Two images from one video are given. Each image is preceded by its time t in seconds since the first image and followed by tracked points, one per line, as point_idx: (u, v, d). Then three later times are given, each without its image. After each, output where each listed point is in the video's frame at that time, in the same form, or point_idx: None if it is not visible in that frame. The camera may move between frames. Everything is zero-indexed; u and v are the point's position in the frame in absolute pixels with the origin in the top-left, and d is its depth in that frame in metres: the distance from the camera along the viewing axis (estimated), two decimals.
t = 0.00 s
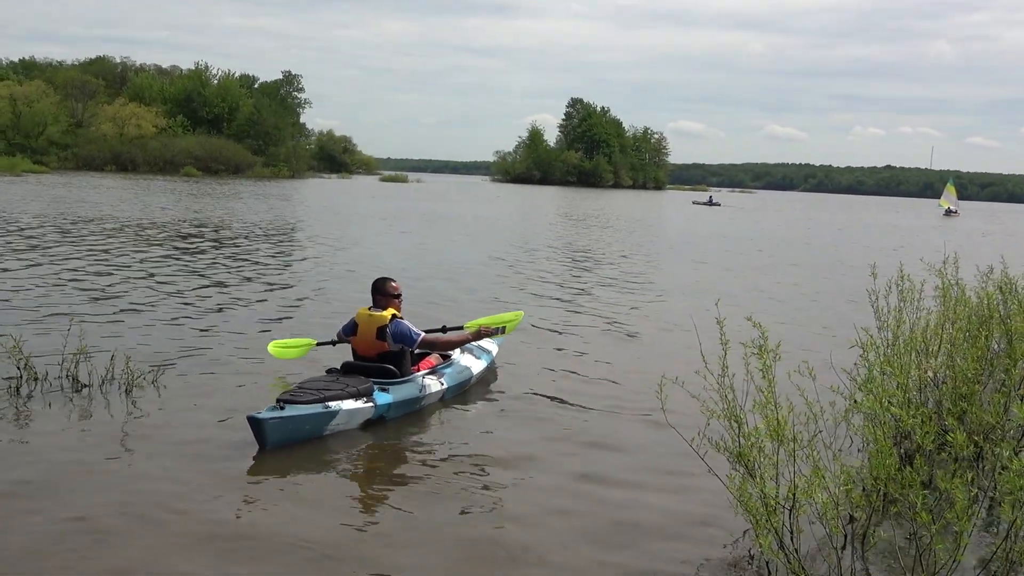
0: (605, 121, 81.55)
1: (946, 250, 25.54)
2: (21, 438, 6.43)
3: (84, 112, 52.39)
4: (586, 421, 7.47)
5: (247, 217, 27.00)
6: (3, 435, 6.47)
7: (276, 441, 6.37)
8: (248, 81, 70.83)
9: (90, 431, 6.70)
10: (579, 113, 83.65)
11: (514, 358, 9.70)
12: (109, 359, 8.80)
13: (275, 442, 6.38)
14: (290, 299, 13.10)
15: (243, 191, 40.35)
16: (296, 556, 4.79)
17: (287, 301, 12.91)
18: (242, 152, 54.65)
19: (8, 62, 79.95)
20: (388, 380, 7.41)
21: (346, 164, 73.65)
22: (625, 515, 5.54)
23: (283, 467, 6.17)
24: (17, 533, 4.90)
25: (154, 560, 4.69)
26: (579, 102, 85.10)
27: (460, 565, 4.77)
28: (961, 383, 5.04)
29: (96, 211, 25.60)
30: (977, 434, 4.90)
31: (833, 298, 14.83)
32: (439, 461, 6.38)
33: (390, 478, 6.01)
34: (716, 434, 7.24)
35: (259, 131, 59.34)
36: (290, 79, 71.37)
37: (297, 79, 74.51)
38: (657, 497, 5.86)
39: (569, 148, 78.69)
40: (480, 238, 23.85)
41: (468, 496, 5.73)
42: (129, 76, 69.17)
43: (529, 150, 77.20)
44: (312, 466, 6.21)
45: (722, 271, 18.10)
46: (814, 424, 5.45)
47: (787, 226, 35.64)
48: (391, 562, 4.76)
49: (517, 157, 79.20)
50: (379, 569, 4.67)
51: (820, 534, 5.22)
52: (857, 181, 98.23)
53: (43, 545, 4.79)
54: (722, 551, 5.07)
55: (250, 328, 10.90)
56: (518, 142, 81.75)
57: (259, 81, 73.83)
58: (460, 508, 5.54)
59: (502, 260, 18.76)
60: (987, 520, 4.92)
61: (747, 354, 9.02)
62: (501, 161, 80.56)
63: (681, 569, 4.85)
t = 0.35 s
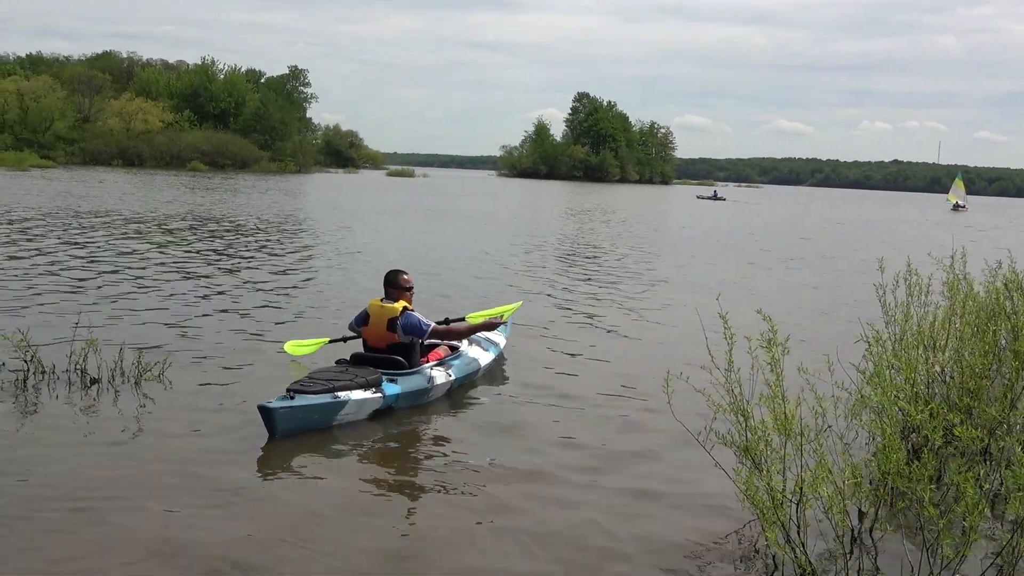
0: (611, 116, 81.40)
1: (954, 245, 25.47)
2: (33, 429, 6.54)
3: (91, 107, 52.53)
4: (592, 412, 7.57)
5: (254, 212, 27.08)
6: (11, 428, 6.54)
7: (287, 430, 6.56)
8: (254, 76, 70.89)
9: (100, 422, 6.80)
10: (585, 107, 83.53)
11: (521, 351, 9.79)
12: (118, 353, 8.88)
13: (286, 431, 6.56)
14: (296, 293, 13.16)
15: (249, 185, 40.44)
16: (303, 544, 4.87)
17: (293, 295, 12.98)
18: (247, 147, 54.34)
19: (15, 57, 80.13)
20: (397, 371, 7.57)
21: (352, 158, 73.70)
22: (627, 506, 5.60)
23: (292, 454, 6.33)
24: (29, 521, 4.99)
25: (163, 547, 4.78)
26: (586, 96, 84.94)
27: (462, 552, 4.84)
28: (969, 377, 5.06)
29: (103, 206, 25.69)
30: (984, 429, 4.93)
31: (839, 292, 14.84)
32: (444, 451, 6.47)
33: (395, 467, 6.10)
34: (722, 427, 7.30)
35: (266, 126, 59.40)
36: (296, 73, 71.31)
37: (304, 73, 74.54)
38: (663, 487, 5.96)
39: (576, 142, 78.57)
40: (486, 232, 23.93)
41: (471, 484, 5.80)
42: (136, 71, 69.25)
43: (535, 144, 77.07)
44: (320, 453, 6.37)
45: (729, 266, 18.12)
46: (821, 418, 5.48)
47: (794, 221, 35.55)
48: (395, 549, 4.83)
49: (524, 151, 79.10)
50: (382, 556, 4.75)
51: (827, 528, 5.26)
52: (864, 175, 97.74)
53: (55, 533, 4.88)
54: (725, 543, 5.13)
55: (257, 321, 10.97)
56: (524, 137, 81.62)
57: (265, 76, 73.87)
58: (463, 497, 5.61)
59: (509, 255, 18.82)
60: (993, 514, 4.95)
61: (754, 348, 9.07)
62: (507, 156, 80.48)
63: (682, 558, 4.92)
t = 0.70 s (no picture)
0: (617, 119, 81.45)
1: (961, 250, 25.42)
2: (40, 432, 6.57)
3: (99, 110, 52.79)
4: (597, 415, 7.58)
5: (260, 214, 27.17)
6: (20, 429, 6.58)
7: (296, 429, 6.61)
8: (262, 79, 71.17)
9: (107, 425, 6.82)
10: (591, 111, 83.62)
11: (527, 354, 9.82)
12: (124, 355, 8.91)
13: (295, 430, 6.61)
14: (301, 296, 13.20)
15: (256, 188, 40.58)
16: (310, 546, 4.89)
17: (299, 298, 13.03)
18: (254, 149, 54.71)
19: (24, 60, 80.60)
20: (405, 372, 7.63)
21: (359, 162, 73.89)
22: (633, 510, 5.60)
23: (300, 453, 6.38)
24: (39, 521, 5.04)
25: (172, 548, 4.81)
26: (592, 99, 85.01)
27: (470, 558, 4.83)
28: (977, 382, 5.03)
29: (111, 208, 25.81)
30: (993, 434, 4.89)
31: (846, 296, 14.81)
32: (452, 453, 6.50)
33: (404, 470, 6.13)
34: (729, 431, 7.29)
35: (273, 129, 59.62)
36: (303, 77, 71.48)
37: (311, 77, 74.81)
38: (668, 490, 5.96)
39: (582, 146, 78.63)
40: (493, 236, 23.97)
41: (479, 488, 5.84)
42: (144, 74, 69.57)
43: (542, 147, 77.14)
44: (328, 453, 6.42)
45: (735, 270, 18.10)
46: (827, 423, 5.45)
47: (802, 225, 35.48)
48: (405, 555, 4.83)
49: (530, 155, 79.18)
50: (391, 560, 4.74)
51: (834, 532, 5.24)
52: (872, 179, 97.48)
53: (63, 533, 4.92)
54: (735, 548, 5.10)
55: (263, 324, 11.00)
56: (531, 140, 81.71)
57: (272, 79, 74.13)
58: (469, 500, 5.60)
59: (515, 259, 18.85)
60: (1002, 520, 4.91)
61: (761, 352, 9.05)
62: (513, 159, 80.58)
63: (690, 562, 4.92)
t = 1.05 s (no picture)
0: (623, 121, 81.43)
1: (965, 255, 25.42)
2: (43, 422, 6.63)
3: (105, 105, 52.89)
4: (597, 414, 7.63)
5: (264, 211, 27.23)
6: (23, 420, 6.63)
7: (298, 421, 6.79)
8: (268, 76, 71.25)
9: (110, 416, 6.88)
10: (597, 112, 83.58)
11: (530, 353, 9.88)
12: (127, 349, 8.95)
13: (297, 422, 6.79)
14: (304, 292, 13.25)
15: (260, 185, 40.62)
16: (310, 536, 4.94)
17: (301, 294, 13.08)
18: (259, 147, 54.55)
19: (30, 54, 80.74)
20: (409, 368, 7.76)
21: (364, 160, 73.95)
22: (631, 507, 5.63)
23: (302, 444, 6.55)
24: (41, 509, 5.08)
25: (173, 537, 4.86)
26: (598, 100, 84.98)
27: (468, 552, 4.86)
28: (980, 386, 5.03)
29: (115, 203, 25.86)
30: (995, 439, 4.90)
31: (848, 300, 14.81)
32: (454, 450, 6.56)
33: (404, 464, 6.20)
34: (731, 432, 7.30)
35: (278, 126, 59.67)
36: (309, 74, 71.55)
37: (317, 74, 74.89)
38: (667, 488, 6.00)
39: (587, 147, 78.62)
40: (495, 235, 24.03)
41: (477, 483, 5.89)
42: (150, 70, 69.67)
43: (547, 148, 77.15)
44: (330, 444, 6.58)
45: (739, 273, 18.10)
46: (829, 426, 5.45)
47: (806, 229, 35.45)
48: (406, 548, 4.87)
49: (535, 155, 79.19)
50: (392, 554, 4.78)
51: (835, 535, 5.24)
52: (877, 184, 97.30)
53: (66, 520, 4.97)
54: (733, 548, 5.11)
55: (265, 320, 11.05)
56: (536, 141, 81.72)
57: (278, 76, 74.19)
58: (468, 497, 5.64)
59: (518, 258, 18.89)
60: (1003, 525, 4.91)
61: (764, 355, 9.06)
62: (518, 159, 80.60)
63: (686, 559, 4.95)
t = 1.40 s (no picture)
0: (628, 123, 81.38)
1: (969, 264, 25.42)
2: (45, 414, 6.65)
3: (112, 98, 52.96)
4: (599, 416, 7.65)
5: (268, 207, 27.25)
6: (26, 413, 6.63)
7: (302, 414, 6.84)
8: (275, 72, 71.30)
9: (111, 410, 6.90)
10: (602, 114, 83.56)
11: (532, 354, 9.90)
12: (130, 342, 8.96)
13: (302, 415, 6.84)
14: (306, 289, 13.27)
15: (265, 181, 40.63)
16: (311, 535, 4.94)
17: (304, 290, 13.10)
18: (265, 142, 55.16)
19: (38, 46, 80.85)
20: (413, 364, 7.85)
21: (369, 158, 73.97)
22: (633, 510, 5.64)
23: (307, 438, 6.58)
24: (45, 502, 5.09)
25: (177, 532, 4.87)
26: (604, 102, 84.93)
27: (466, 552, 4.87)
28: (982, 396, 5.02)
29: (120, 196, 25.89)
30: (997, 449, 4.88)
31: (852, 307, 14.79)
32: (455, 450, 6.57)
33: (407, 463, 6.23)
34: (733, 437, 7.29)
35: (284, 122, 59.71)
36: (316, 71, 71.61)
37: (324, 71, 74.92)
38: (666, 492, 6.01)
39: (592, 149, 78.57)
40: (500, 235, 24.04)
41: (477, 483, 5.89)
42: (157, 64, 69.73)
43: (552, 149, 77.12)
44: (334, 439, 6.62)
45: (742, 277, 18.08)
46: (831, 432, 5.43)
47: (811, 234, 35.37)
48: (405, 548, 4.87)
49: (540, 156, 79.16)
50: (391, 552, 4.79)
51: (836, 542, 5.23)
52: (882, 191, 97.11)
53: (69, 513, 4.99)
54: (733, 554, 5.11)
55: (267, 315, 11.06)
56: (541, 142, 81.71)
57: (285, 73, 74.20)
58: (468, 496, 5.66)
59: (522, 259, 18.90)
60: (1004, 535, 4.90)
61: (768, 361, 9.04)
62: (523, 160, 80.59)
63: (686, 564, 4.95)
